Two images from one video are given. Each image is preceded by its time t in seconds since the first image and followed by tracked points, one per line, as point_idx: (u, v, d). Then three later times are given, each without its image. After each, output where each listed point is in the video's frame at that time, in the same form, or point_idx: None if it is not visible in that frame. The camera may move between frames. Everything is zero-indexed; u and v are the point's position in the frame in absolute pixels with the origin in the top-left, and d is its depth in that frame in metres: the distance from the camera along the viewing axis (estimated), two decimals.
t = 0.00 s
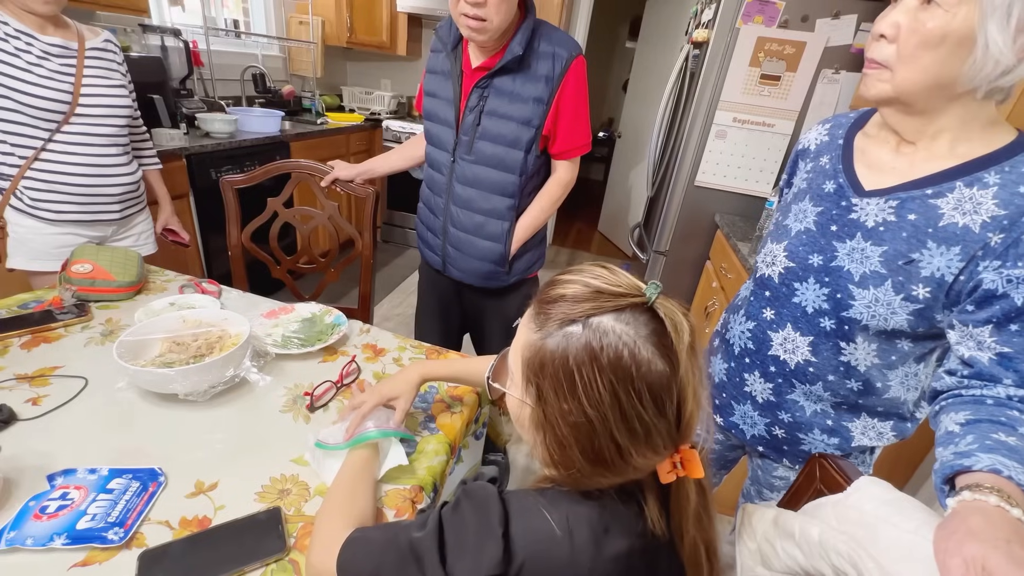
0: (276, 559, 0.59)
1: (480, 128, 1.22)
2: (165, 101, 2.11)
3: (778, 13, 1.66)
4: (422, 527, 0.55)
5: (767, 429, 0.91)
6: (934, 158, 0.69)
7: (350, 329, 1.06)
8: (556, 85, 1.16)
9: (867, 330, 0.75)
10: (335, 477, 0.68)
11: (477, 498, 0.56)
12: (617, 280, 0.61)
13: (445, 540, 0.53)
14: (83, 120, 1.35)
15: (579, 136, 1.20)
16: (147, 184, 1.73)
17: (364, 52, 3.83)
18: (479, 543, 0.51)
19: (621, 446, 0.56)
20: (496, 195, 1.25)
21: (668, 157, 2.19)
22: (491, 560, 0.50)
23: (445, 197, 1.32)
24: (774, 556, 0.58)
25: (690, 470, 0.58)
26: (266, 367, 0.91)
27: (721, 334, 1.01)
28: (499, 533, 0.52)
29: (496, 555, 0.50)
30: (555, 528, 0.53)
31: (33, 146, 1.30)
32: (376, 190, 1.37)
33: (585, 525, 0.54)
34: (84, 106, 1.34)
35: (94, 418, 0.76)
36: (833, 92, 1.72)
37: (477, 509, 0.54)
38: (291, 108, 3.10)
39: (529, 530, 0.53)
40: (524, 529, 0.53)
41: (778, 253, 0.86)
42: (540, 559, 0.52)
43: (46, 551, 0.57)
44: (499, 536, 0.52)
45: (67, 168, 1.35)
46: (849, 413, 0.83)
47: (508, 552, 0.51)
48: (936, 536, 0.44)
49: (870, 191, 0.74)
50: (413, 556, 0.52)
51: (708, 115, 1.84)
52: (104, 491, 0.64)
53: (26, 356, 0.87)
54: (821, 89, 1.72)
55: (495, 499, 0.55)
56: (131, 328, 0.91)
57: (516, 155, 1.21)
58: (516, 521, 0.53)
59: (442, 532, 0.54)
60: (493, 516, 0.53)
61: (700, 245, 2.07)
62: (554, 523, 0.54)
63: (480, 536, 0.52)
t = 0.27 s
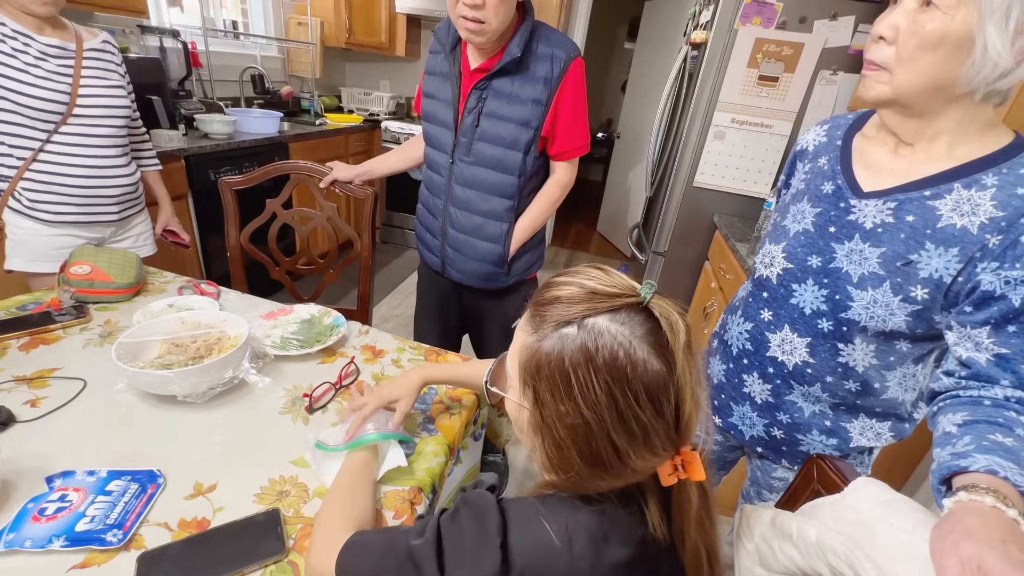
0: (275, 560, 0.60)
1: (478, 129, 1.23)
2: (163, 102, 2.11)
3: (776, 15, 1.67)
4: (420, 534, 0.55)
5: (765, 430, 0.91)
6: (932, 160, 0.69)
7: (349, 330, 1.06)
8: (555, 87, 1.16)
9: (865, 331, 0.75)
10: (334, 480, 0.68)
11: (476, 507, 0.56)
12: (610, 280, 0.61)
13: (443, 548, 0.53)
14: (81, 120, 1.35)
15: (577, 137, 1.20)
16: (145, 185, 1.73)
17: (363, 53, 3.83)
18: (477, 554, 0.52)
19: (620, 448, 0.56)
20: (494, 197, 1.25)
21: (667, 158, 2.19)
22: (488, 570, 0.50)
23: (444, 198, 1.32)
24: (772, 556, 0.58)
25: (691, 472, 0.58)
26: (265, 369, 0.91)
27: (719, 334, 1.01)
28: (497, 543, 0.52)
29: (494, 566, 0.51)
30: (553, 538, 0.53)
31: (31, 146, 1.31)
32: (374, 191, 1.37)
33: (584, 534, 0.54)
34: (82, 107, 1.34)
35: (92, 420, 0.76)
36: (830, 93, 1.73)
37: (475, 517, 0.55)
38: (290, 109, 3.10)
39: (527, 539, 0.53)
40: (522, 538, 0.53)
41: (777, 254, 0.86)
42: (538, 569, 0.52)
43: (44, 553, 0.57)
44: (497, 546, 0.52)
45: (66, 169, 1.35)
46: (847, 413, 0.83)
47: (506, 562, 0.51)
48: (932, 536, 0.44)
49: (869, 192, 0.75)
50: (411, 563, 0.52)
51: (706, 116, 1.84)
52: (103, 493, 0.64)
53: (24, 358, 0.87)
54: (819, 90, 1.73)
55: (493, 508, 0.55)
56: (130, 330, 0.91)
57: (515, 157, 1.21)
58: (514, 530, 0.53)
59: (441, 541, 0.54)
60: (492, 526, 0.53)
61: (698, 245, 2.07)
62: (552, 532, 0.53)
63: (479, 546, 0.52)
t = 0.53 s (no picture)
0: (272, 561, 0.59)
1: (477, 129, 1.22)
2: (161, 101, 2.11)
3: (774, 15, 1.67)
4: (418, 536, 0.55)
5: (763, 430, 0.91)
6: (931, 160, 0.69)
7: (347, 330, 1.06)
8: (553, 86, 1.16)
9: (863, 331, 0.75)
10: (331, 481, 0.67)
11: (474, 509, 0.55)
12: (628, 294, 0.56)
13: (441, 551, 0.53)
14: (77, 120, 1.34)
15: (575, 137, 1.20)
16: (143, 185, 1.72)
17: (362, 53, 3.83)
18: (475, 557, 0.52)
19: (592, 463, 0.54)
20: (493, 196, 1.25)
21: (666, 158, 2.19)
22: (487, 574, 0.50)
23: (442, 198, 1.31)
24: (770, 556, 0.58)
25: (669, 512, 0.54)
26: (263, 369, 0.91)
27: (717, 334, 1.01)
28: (495, 547, 0.52)
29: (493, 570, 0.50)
30: (551, 540, 0.53)
31: (27, 146, 1.30)
32: (373, 191, 1.37)
33: (581, 535, 0.53)
34: (78, 106, 1.33)
35: (89, 420, 0.76)
36: (829, 93, 1.73)
37: (474, 520, 0.54)
38: (288, 109, 3.10)
39: (525, 541, 0.52)
40: (520, 540, 0.52)
41: (775, 253, 0.86)
42: (536, 571, 0.51)
43: (40, 554, 0.57)
44: (495, 549, 0.51)
45: (62, 169, 1.34)
46: (845, 412, 0.83)
47: (504, 565, 0.51)
48: (930, 535, 0.44)
49: (868, 191, 0.74)
50: (409, 565, 0.52)
51: (704, 116, 1.84)
52: (99, 493, 0.64)
53: (20, 358, 0.87)
54: (817, 90, 1.73)
55: (491, 511, 0.55)
56: (127, 330, 0.90)
57: (513, 156, 1.21)
58: (512, 533, 0.53)
59: (439, 543, 0.53)
60: (490, 528, 0.53)
61: (697, 245, 2.07)
62: (550, 534, 0.53)
63: (477, 550, 0.52)
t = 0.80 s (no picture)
0: (270, 562, 0.59)
1: (475, 129, 1.22)
2: (159, 101, 2.10)
3: (772, 16, 1.67)
4: (417, 535, 0.55)
5: (762, 429, 0.91)
6: (930, 160, 0.68)
7: (346, 330, 1.05)
8: (551, 86, 1.16)
9: (862, 331, 0.75)
10: (331, 482, 0.67)
11: (474, 508, 0.55)
12: (663, 326, 0.54)
13: (441, 550, 0.53)
14: (74, 119, 1.34)
15: (574, 137, 1.20)
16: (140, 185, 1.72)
17: (360, 53, 3.82)
18: (475, 556, 0.51)
19: (581, 473, 0.53)
20: (491, 196, 1.25)
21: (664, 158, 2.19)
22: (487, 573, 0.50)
23: (441, 198, 1.31)
24: (770, 556, 0.58)
25: (649, 542, 0.53)
26: (261, 369, 0.91)
27: (716, 334, 1.01)
28: (495, 546, 0.51)
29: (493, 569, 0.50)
30: (551, 538, 0.53)
31: (24, 146, 1.29)
32: (371, 191, 1.37)
33: (580, 533, 0.54)
34: (75, 106, 1.33)
35: (86, 421, 0.75)
36: (826, 94, 1.74)
37: (474, 519, 0.54)
38: (287, 109, 3.10)
39: (525, 540, 0.52)
40: (520, 539, 0.52)
41: (774, 253, 0.85)
42: (536, 570, 0.51)
43: (37, 555, 0.57)
44: (495, 548, 0.51)
45: (59, 169, 1.34)
46: (844, 412, 0.83)
47: (504, 564, 0.51)
48: (929, 535, 0.44)
49: (866, 191, 0.74)
50: (408, 564, 0.52)
51: (703, 117, 1.85)
52: (96, 494, 0.63)
53: (17, 359, 0.87)
54: (815, 90, 1.73)
55: (492, 510, 0.55)
56: (125, 331, 0.90)
57: (512, 156, 1.21)
58: (512, 532, 0.53)
59: (439, 542, 0.53)
60: (490, 528, 0.53)
61: (695, 246, 2.07)
62: (550, 533, 0.53)
63: (477, 549, 0.52)
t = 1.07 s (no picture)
0: (268, 564, 0.59)
1: (474, 130, 1.22)
2: (156, 102, 2.10)
3: (769, 18, 1.68)
4: (417, 538, 0.54)
5: (760, 431, 0.91)
6: (928, 162, 0.69)
7: (344, 331, 1.05)
8: (550, 87, 1.16)
9: (860, 333, 0.75)
10: (329, 483, 0.67)
11: (474, 511, 0.55)
12: (684, 337, 0.54)
13: (441, 553, 0.52)
14: (71, 120, 1.33)
15: (572, 138, 1.20)
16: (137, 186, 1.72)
17: (358, 54, 3.82)
18: (474, 558, 0.51)
19: (587, 475, 0.53)
20: (490, 198, 1.25)
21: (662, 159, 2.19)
22: None
23: (439, 200, 1.31)
24: (768, 556, 0.58)
25: (648, 550, 0.53)
26: (259, 371, 0.91)
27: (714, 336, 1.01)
28: (495, 548, 0.51)
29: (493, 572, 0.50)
30: (551, 540, 0.53)
31: (20, 147, 1.29)
32: (370, 192, 1.37)
33: (581, 535, 0.53)
34: (72, 107, 1.33)
35: (82, 423, 0.75)
36: (823, 96, 1.74)
37: (473, 521, 0.54)
38: (284, 110, 3.10)
39: (525, 543, 0.52)
40: (520, 542, 0.52)
41: (772, 255, 0.86)
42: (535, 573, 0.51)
43: (33, 558, 0.56)
44: (495, 550, 0.51)
45: (55, 170, 1.33)
46: (842, 414, 0.82)
47: (504, 566, 0.51)
48: (926, 535, 0.44)
49: (864, 194, 0.74)
50: (407, 567, 0.52)
51: (700, 118, 1.85)
52: (93, 497, 0.63)
53: (13, 360, 0.86)
54: (812, 92, 1.74)
55: (492, 512, 0.55)
56: (122, 332, 0.90)
57: (510, 158, 1.21)
58: (512, 534, 0.53)
59: (438, 545, 0.53)
60: (490, 530, 0.53)
61: (693, 247, 2.08)
62: (550, 535, 0.53)
63: (477, 551, 0.52)
